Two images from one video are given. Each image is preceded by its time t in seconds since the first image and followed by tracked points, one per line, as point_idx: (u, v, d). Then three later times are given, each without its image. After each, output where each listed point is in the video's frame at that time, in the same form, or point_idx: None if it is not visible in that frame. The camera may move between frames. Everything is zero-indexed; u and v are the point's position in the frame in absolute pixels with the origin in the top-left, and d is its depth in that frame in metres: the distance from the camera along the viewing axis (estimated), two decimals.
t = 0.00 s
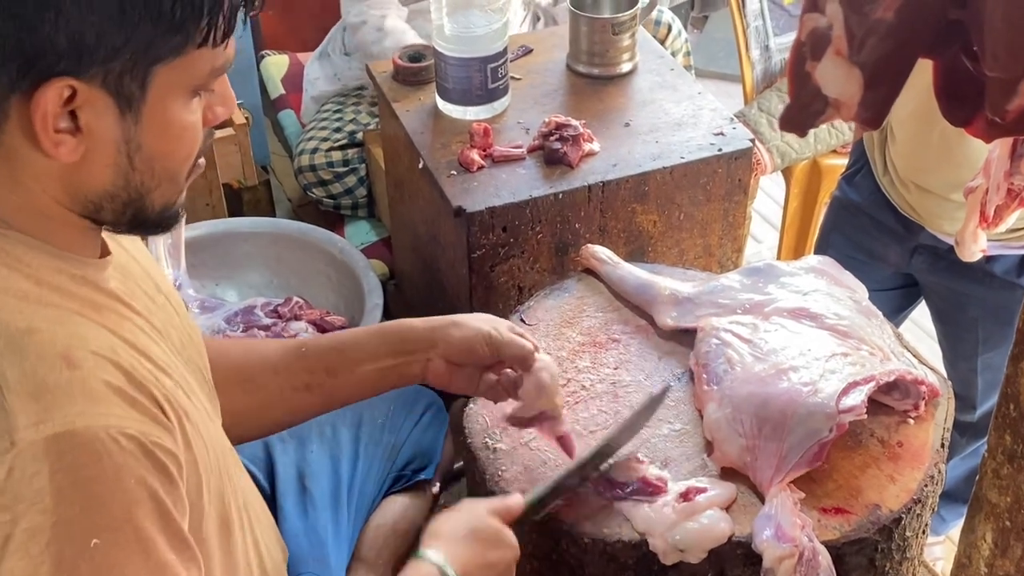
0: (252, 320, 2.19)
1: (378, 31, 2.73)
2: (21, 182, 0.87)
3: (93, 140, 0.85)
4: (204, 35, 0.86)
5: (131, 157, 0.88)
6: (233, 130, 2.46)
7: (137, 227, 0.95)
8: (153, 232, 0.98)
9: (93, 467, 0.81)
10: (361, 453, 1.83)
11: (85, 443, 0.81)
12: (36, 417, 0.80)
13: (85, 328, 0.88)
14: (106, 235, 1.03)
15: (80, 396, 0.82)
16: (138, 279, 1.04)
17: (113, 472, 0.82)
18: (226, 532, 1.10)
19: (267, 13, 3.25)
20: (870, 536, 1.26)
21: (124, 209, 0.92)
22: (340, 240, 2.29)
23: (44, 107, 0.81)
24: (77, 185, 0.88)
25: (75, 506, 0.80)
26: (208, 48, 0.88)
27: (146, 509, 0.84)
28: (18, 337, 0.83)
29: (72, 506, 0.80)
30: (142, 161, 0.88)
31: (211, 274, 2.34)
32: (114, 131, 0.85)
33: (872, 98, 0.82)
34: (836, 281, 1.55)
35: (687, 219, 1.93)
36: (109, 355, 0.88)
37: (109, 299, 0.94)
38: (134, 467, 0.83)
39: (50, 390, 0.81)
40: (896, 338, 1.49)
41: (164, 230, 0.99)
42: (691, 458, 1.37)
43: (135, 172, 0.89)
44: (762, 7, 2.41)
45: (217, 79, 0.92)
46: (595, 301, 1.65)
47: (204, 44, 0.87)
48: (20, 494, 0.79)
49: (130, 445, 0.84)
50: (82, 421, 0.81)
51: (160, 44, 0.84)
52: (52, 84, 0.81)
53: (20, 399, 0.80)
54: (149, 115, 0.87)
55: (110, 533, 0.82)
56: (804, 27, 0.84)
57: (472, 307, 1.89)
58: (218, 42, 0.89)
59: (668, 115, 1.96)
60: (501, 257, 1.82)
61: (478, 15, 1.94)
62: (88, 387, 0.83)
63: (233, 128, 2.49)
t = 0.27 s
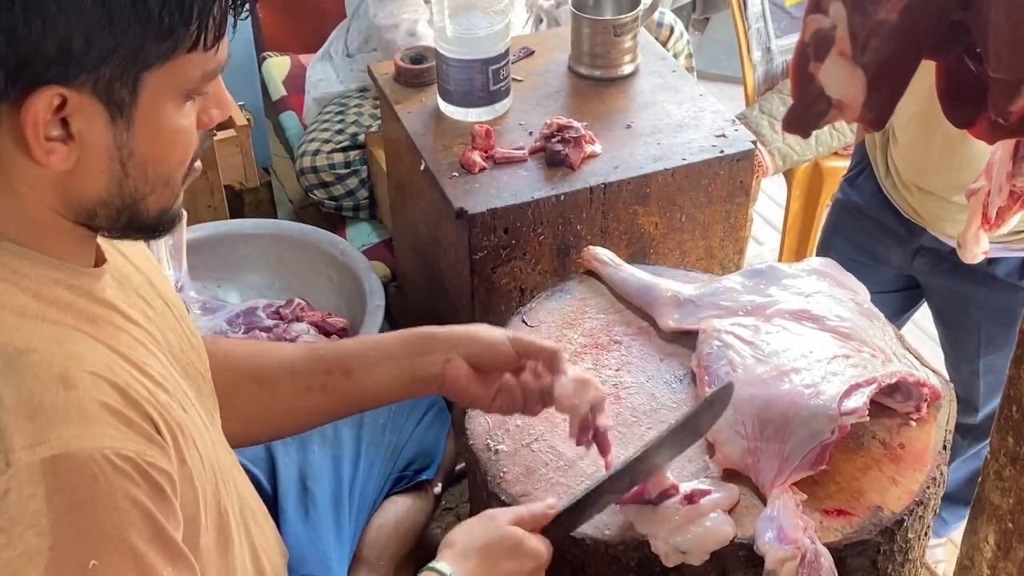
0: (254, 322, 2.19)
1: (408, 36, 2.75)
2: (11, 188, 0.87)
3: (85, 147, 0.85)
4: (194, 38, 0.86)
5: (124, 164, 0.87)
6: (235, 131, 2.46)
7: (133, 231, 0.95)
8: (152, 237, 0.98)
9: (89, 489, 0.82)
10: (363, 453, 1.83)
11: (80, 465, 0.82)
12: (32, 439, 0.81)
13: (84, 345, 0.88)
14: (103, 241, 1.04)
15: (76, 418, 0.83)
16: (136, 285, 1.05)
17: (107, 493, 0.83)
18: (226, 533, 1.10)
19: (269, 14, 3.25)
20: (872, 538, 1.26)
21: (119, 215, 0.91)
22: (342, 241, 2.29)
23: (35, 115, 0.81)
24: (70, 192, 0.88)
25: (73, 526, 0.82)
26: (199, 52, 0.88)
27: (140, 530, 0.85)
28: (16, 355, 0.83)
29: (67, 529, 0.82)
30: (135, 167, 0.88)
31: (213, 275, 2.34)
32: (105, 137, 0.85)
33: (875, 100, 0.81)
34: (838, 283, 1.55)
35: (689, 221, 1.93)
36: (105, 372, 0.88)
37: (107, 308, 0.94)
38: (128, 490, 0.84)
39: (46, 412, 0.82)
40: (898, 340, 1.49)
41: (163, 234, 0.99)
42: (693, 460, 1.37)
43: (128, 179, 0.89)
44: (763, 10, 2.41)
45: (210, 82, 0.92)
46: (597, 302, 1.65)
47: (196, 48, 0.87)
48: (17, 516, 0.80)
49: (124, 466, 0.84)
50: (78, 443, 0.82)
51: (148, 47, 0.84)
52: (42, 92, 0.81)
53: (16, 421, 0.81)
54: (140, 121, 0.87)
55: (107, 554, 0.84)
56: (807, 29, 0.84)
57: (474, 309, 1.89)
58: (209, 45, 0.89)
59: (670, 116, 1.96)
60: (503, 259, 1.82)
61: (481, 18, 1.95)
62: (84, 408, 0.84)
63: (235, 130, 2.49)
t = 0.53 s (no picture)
0: (254, 323, 2.20)
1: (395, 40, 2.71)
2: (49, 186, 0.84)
3: (129, 142, 0.82)
4: (238, 36, 0.84)
5: (165, 159, 0.85)
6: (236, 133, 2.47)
7: (164, 231, 0.92)
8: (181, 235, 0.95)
9: (110, 481, 0.79)
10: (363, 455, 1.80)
11: (102, 459, 0.78)
12: (54, 431, 0.77)
13: (98, 337, 0.84)
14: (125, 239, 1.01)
15: (97, 410, 0.79)
16: (160, 285, 1.02)
17: (129, 486, 0.80)
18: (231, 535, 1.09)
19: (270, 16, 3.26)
20: (872, 540, 1.26)
21: (154, 211, 0.89)
22: (342, 242, 2.29)
23: (84, 111, 0.79)
24: (110, 188, 0.85)
25: (94, 518, 0.79)
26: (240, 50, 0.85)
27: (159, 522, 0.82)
28: (37, 347, 0.79)
29: (88, 520, 0.79)
30: (175, 163, 0.86)
31: (214, 276, 2.34)
32: (149, 133, 0.83)
33: (875, 100, 0.81)
34: (839, 285, 1.55)
35: (689, 222, 1.93)
36: (123, 364, 0.84)
37: (126, 309, 0.90)
38: (150, 481, 0.81)
39: (67, 405, 0.78)
40: (898, 341, 1.49)
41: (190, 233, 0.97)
42: (693, 461, 1.37)
43: (167, 175, 0.86)
44: (764, 11, 2.41)
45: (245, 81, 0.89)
46: (597, 303, 1.65)
47: (238, 47, 0.85)
48: (39, 508, 0.77)
49: (146, 458, 0.81)
50: (100, 436, 0.78)
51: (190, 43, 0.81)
52: (93, 87, 0.78)
53: (37, 414, 0.77)
54: (183, 118, 0.84)
55: (127, 544, 0.81)
56: (807, 29, 0.83)
57: (473, 310, 1.89)
58: (251, 43, 0.86)
59: (670, 118, 1.96)
60: (503, 260, 1.82)
61: (481, 19, 1.96)
62: (105, 400, 0.80)
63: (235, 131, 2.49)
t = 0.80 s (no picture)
0: (255, 324, 2.21)
1: (392, 44, 2.68)
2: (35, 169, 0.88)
3: (108, 128, 0.85)
4: (213, 20, 0.86)
5: (145, 143, 0.88)
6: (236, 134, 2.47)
7: (147, 218, 0.96)
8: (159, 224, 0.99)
9: (133, 424, 0.83)
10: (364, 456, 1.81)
11: (121, 402, 0.83)
12: (70, 381, 0.82)
13: (97, 296, 0.89)
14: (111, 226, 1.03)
15: (111, 356, 0.85)
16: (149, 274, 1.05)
17: (152, 426, 0.84)
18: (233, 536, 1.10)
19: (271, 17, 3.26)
20: (872, 540, 1.26)
21: (138, 197, 0.92)
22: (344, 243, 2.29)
23: (63, 96, 0.82)
24: (92, 172, 0.88)
25: (120, 463, 0.82)
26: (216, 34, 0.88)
27: (186, 459, 0.86)
28: (43, 307, 0.85)
29: (117, 463, 0.82)
30: (155, 147, 0.89)
31: (215, 277, 2.34)
32: (126, 116, 0.86)
33: (874, 101, 0.82)
34: (839, 286, 1.55)
35: (689, 223, 1.93)
36: (129, 320, 0.90)
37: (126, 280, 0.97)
38: (168, 418, 0.85)
39: (81, 353, 0.83)
40: (898, 342, 1.49)
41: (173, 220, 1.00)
42: (694, 462, 1.37)
43: (147, 159, 0.89)
44: (765, 12, 2.41)
45: (221, 67, 0.92)
46: (597, 304, 1.65)
47: (213, 30, 0.87)
48: (65, 455, 0.81)
49: (162, 400, 0.86)
50: (115, 378, 0.83)
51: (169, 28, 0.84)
52: (70, 72, 0.81)
53: (53, 366, 0.82)
54: (161, 101, 0.87)
55: (159, 486, 0.84)
56: (807, 30, 0.83)
57: (473, 311, 1.89)
58: (226, 27, 0.88)
59: (670, 119, 1.96)
60: (503, 261, 1.82)
61: (482, 21, 1.97)
62: (115, 348, 0.86)
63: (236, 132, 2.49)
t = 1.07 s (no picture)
0: (255, 325, 2.21)
1: (375, 44, 2.70)
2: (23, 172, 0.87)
3: (99, 128, 0.86)
4: (202, 19, 0.88)
5: (136, 144, 0.89)
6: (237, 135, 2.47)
7: (141, 216, 0.96)
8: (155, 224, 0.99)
9: (90, 470, 0.81)
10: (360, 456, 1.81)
11: (84, 444, 0.81)
12: (35, 417, 0.80)
13: (83, 328, 0.88)
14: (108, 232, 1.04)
15: (80, 399, 0.82)
16: (140, 276, 1.05)
17: (110, 476, 0.81)
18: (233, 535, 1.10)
19: (272, 19, 3.26)
20: (872, 541, 1.26)
21: (129, 197, 0.93)
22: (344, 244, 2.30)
23: (50, 96, 0.82)
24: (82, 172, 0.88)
25: (71, 508, 0.80)
26: (208, 32, 0.89)
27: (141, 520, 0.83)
28: (22, 337, 0.83)
29: (70, 508, 0.80)
30: (146, 148, 0.89)
31: (215, 278, 2.34)
32: (116, 117, 0.86)
33: (873, 102, 0.82)
34: (839, 287, 1.55)
35: (689, 224, 1.93)
36: (113, 358, 0.88)
37: (126, 321, 0.95)
38: (132, 471, 0.83)
39: (51, 390, 0.82)
40: (899, 343, 1.49)
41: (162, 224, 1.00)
42: (694, 463, 1.37)
43: (139, 160, 0.90)
44: (765, 14, 2.41)
45: (215, 66, 0.93)
46: (598, 305, 1.65)
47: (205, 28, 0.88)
48: (15, 492, 0.78)
49: (130, 451, 0.83)
50: (81, 422, 0.81)
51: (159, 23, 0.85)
52: (58, 72, 0.82)
53: (22, 398, 0.80)
54: (152, 101, 0.88)
55: (100, 540, 0.81)
56: (805, 31, 0.84)
57: (474, 312, 1.89)
58: (217, 26, 0.90)
59: (670, 120, 1.96)
60: (504, 262, 1.82)
61: (483, 21, 1.98)
62: (88, 390, 0.83)
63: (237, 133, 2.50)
